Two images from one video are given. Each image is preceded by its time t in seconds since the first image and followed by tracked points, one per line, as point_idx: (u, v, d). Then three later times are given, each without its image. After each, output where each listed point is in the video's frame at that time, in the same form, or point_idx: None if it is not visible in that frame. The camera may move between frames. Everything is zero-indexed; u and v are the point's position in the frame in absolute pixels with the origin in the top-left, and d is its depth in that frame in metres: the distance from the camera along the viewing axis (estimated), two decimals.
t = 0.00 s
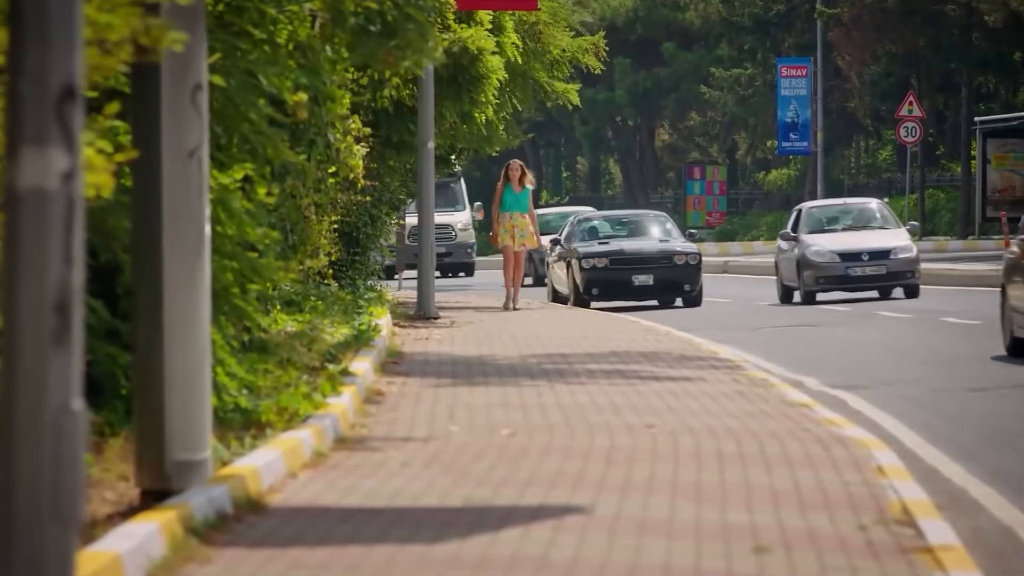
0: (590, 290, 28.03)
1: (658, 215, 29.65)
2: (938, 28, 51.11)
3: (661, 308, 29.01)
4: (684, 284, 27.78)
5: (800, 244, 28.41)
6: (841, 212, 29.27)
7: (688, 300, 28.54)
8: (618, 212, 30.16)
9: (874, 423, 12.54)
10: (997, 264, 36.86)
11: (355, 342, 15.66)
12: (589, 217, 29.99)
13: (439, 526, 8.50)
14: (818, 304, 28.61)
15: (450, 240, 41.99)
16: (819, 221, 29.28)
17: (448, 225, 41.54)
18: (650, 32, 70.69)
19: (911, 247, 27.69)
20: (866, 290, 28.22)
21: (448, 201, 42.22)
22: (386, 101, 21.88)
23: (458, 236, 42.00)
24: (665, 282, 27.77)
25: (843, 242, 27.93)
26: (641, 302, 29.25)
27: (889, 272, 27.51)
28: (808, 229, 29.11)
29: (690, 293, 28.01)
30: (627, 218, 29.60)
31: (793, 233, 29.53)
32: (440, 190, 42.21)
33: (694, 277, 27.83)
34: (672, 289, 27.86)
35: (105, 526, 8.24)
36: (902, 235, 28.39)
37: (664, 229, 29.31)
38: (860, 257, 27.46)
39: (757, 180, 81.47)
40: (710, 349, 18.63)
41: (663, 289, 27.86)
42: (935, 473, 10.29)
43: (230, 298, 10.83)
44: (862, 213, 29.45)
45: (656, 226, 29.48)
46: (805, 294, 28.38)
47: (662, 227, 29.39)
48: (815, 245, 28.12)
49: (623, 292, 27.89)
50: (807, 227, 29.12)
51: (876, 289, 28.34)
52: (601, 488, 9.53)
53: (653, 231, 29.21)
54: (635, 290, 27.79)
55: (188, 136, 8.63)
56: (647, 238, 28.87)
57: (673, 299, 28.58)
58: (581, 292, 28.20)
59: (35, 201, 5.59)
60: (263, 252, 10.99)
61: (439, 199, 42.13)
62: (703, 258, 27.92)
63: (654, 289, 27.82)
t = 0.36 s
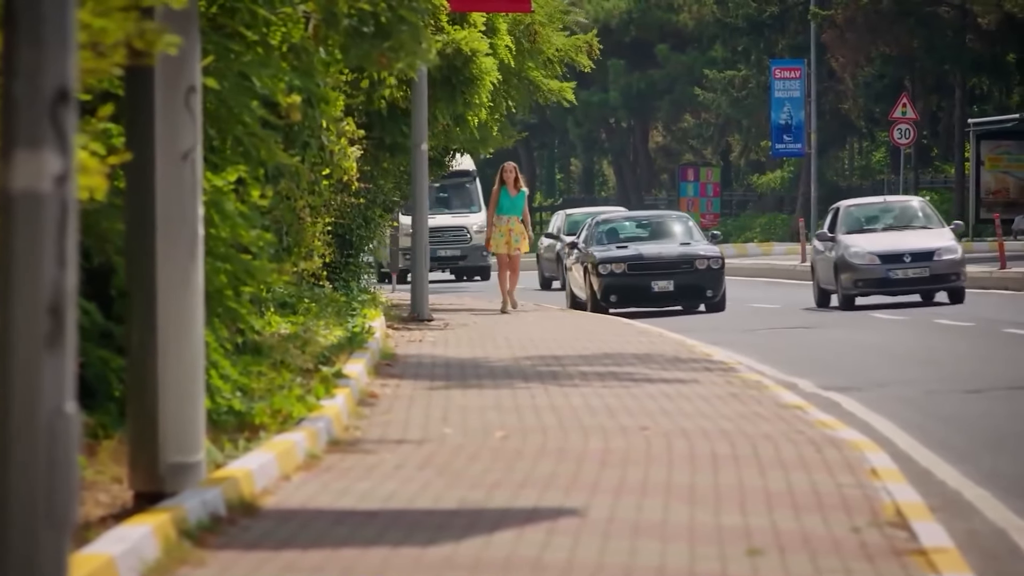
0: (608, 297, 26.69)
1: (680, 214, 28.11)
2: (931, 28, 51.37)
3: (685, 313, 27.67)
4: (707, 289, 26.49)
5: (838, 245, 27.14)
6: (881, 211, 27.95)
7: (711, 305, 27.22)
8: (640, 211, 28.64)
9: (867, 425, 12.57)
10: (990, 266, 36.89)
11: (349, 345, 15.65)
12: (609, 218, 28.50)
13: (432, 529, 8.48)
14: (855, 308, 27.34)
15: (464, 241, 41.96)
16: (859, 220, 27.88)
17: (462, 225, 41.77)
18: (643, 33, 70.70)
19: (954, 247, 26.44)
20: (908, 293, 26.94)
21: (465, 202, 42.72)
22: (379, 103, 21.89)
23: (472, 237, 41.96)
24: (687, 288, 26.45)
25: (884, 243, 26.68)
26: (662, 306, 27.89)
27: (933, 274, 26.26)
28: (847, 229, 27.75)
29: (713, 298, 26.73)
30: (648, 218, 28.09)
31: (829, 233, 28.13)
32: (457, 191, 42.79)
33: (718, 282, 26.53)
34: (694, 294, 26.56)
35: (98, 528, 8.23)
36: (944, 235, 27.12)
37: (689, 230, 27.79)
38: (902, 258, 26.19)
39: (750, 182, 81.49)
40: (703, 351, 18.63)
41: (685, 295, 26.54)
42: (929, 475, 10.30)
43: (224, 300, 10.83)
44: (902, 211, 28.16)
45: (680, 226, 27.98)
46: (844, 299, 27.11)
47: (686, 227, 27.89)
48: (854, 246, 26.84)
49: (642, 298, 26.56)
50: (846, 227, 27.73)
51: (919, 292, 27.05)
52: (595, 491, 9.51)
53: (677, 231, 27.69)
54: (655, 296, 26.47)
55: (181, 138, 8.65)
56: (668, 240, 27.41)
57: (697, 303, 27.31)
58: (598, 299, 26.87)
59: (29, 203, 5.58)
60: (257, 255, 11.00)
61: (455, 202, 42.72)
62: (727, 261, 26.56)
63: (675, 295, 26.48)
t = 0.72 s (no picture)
0: (624, 300, 25.86)
1: (700, 213, 27.27)
2: (926, 28, 51.46)
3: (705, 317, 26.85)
4: (727, 291, 25.75)
5: (880, 245, 25.30)
6: (925, 209, 26.01)
7: (732, 307, 26.42)
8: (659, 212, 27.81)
9: (861, 425, 12.58)
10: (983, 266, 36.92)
11: (342, 345, 15.64)
12: (627, 219, 27.63)
13: (425, 530, 8.48)
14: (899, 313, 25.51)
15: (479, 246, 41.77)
16: (901, 219, 25.98)
17: (478, 227, 41.71)
18: (636, 33, 70.71)
19: (1005, 248, 24.52)
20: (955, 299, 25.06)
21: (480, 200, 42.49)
22: (373, 103, 21.89)
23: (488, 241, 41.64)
24: (705, 289, 25.67)
25: (928, 243, 24.81)
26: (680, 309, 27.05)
27: (981, 278, 24.35)
28: (888, 229, 25.85)
29: (734, 300, 25.99)
30: (667, 217, 27.23)
31: (871, 232, 26.26)
32: (472, 189, 42.42)
33: (738, 282, 25.77)
34: (713, 296, 25.79)
35: (91, 529, 8.23)
36: (994, 236, 25.19)
37: (708, 229, 26.96)
38: (948, 261, 24.30)
39: (743, 182, 81.55)
40: (696, 351, 18.62)
41: (705, 297, 25.76)
42: (922, 476, 10.31)
43: (217, 299, 10.79)
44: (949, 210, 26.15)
45: (700, 225, 27.15)
46: (886, 302, 25.30)
47: (706, 227, 27.05)
48: (897, 246, 24.97)
49: (660, 301, 25.73)
50: (888, 226, 25.85)
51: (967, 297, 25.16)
52: (588, 491, 9.51)
53: (696, 231, 26.86)
54: (672, 298, 25.63)
55: (175, 139, 8.62)
56: (687, 240, 26.59)
57: (717, 305, 26.53)
58: (614, 302, 26.03)
59: (22, 203, 5.50)
60: (250, 256, 10.98)
61: (471, 200, 42.43)
62: (747, 261, 25.82)
63: (694, 297, 25.68)
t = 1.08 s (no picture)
0: (639, 301, 24.75)
1: (717, 211, 26.22)
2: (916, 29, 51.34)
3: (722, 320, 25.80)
4: (748, 292, 24.75)
5: (922, 246, 24.05)
6: (970, 208, 24.83)
7: (752, 310, 25.42)
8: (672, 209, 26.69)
9: (852, 425, 12.61)
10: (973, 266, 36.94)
11: (332, 345, 15.64)
12: (640, 216, 26.42)
13: (416, 530, 8.48)
14: (941, 318, 24.24)
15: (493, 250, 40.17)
16: (945, 218, 24.77)
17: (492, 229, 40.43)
18: (626, 33, 70.67)
19: None
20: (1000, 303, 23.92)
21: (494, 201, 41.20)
22: (363, 103, 21.89)
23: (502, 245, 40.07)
24: (725, 290, 24.66)
25: (973, 244, 23.64)
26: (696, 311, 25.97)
27: None
28: (932, 229, 24.63)
29: (755, 301, 25.00)
30: (684, 215, 26.13)
31: (911, 232, 25.02)
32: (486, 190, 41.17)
33: (758, 283, 24.79)
34: (732, 297, 24.76)
35: (81, 529, 8.22)
36: None
37: (726, 228, 25.90)
38: (997, 263, 23.19)
39: (733, 181, 81.54)
40: (687, 351, 18.63)
41: (723, 298, 24.73)
42: (912, 476, 10.31)
43: (208, 300, 10.77)
44: (995, 208, 24.98)
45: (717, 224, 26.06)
46: (928, 307, 23.99)
47: (724, 225, 25.98)
48: (941, 247, 23.73)
49: (677, 301, 24.66)
50: (931, 226, 24.66)
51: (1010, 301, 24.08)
52: (577, 491, 9.52)
53: (713, 230, 25.80)
54: (690, 299, 24.58)
55: (165, 138, 8.65)
56: (704, 240, 25.53)
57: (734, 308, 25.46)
58: (629, 303, 24.91)
59: (11, 204, 5.44)
60: (240, 256, 10.96)
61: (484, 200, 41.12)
62: (768, 261, 24.86)
63: (712, 298, 24.65)
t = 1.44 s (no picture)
0: (644, 301, 23.08)
1: (727, 209, 24.52)
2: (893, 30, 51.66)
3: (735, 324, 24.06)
4: (761, 294, 22.95)
5: (956, 246, 22.52)
6: (1007, 204, 23.32)
7: (767, 313, 23.65)
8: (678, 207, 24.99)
9: (828, 425, 12.66)
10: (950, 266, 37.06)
11: (310, 346, 15.63)
12: (646, 214, 24.73)
13: (394, 530, 8.48)
14: (975, 323, 22.70)
15: (501, 246, 37.86)
16: (981, 215, 23.21)
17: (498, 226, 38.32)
18: (604, 32, 70.73)
19: None
20: None
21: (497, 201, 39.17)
22: (340, 103, 21.88)
23: (508, 241, 37.89)
24: (736, 291, 22.91)
25: (1010, 244, 22.14)
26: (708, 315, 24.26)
27: None
28: (967, 228, 23.07)
29: (767, 304, 23.20)
30: (693, 212, 24.45)
31: (943, 230, 23.45)
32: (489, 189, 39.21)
33: (773, 285, 23.01)
34: (745, 299, 23.01)
35: (58, 530, 8.22)
36: None
37: (737, 227, 24.19)
38: None
39: (711, 181, 81.69)
40: (664, 351, 18.68)
41: (735, 299, 22.98)
42: (890, 477, 10.33)
43: (185, 301, 10.74)
44: None
45: (728, 223, 24.36)
46: (963, 311, 22.47)
47: (735, 225, 24.28)
48: (977, 246, 22.22)
49: (685, 302, 22.98)
50: (966, 224, 23.10)
51: None
52: (554, 491, 9.53)
53: (724, 228, 24.10)
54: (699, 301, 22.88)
55: (143, 139, 8.62)
56: (715, 238, 23.82)
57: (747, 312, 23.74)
58: (634, 304, 23.26)
59: None
60: (218, 256, 10.92)
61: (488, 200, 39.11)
62: (784, 261, 23.12)
63: (723, 300, 22.93)
